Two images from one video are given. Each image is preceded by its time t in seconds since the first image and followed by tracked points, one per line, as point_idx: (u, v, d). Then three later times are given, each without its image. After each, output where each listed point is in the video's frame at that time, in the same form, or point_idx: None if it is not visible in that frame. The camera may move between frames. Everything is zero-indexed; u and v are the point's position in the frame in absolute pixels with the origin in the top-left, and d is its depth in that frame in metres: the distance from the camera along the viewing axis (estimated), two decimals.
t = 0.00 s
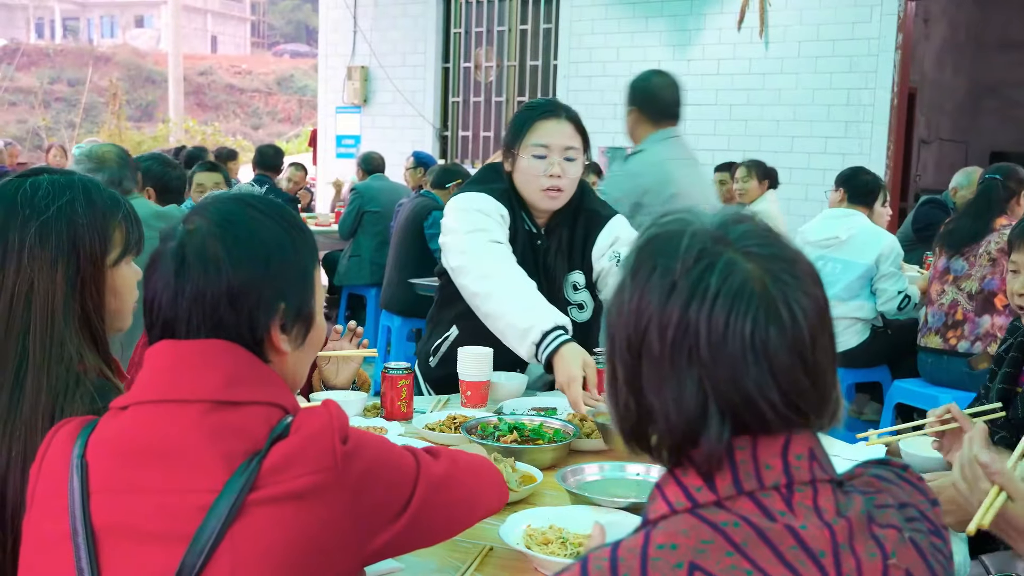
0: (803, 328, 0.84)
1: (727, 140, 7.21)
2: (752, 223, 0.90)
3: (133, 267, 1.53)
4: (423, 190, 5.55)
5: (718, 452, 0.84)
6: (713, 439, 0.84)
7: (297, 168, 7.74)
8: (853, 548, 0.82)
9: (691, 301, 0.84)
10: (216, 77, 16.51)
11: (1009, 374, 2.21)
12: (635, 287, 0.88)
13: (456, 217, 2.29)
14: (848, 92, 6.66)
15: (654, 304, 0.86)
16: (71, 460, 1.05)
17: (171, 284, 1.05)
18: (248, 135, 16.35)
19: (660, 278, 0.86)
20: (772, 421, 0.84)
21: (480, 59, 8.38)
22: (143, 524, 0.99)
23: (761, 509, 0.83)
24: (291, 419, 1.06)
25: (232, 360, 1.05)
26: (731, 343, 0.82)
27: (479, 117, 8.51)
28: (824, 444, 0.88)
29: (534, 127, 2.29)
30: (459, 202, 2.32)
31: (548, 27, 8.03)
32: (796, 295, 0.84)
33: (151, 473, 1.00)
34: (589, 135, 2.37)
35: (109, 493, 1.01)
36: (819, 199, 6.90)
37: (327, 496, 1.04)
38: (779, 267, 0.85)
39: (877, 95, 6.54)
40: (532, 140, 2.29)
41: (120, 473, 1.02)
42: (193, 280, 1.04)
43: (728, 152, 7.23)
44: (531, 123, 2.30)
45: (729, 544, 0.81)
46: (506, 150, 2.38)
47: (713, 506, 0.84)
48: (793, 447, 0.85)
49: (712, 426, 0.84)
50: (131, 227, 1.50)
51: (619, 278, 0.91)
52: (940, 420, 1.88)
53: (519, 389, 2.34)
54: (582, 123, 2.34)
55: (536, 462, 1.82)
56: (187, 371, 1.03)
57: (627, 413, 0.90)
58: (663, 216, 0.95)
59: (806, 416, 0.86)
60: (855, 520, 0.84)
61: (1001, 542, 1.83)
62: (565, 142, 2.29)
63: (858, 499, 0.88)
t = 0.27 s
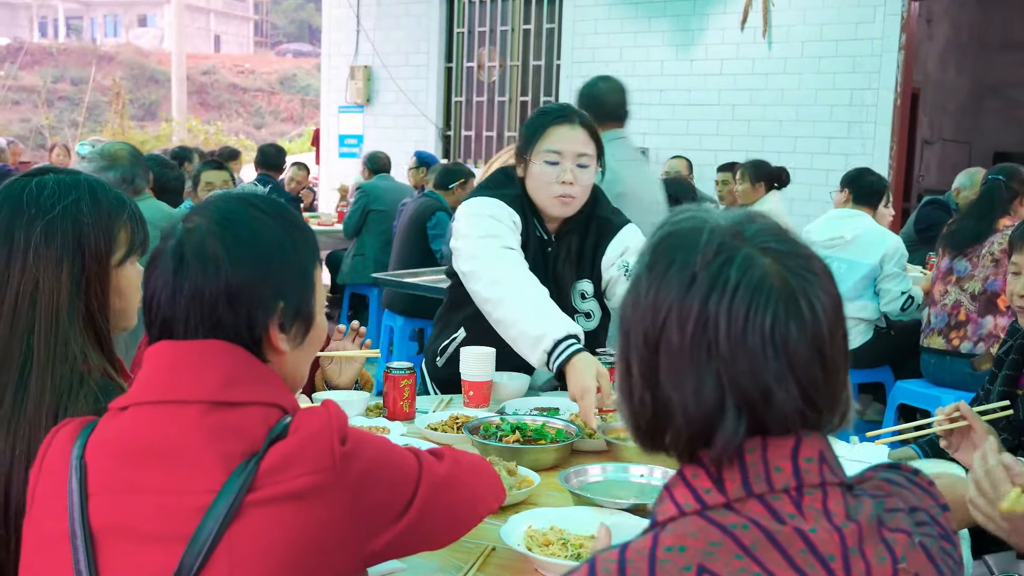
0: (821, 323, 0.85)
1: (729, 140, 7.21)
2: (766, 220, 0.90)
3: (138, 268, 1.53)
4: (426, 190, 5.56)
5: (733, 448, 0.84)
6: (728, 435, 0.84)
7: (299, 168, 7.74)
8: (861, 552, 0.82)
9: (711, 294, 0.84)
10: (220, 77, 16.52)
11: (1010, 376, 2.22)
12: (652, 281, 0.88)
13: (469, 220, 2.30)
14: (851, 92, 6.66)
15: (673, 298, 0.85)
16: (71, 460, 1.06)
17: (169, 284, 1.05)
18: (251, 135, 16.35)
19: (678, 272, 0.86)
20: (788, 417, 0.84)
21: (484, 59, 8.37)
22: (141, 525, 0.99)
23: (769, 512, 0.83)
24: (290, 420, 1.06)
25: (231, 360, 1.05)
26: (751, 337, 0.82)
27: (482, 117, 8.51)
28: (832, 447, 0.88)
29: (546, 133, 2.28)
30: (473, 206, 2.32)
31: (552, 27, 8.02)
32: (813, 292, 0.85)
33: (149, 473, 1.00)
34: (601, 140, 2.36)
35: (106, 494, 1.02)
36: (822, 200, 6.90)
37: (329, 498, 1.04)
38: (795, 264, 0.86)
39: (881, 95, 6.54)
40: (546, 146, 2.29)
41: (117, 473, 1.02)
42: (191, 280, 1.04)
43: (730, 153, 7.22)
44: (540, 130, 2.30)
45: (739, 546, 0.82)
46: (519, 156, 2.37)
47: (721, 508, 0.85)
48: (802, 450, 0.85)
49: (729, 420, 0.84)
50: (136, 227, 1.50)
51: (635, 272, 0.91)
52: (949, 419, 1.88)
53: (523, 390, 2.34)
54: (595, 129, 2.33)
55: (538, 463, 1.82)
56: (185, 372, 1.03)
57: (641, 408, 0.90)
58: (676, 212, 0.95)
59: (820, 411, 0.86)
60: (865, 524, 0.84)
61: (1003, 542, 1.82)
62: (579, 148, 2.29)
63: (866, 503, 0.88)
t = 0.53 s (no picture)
0: (830, 322, 0.84)
1: (731, 139, 7.20)
2: (778, 217, 0.90)
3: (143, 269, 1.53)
4: (427, 190, 5.56)
5: (739, 445, 0.84)
6: (733, 433, 0.84)
7: (300, 169, 7.75)
8: (871, 553, 0.82)
9: (717, 292, 0.84)
10: (221, 77, 16.53)
11: (1006, 376, 2.21)
12: (659, 278, 0.88)
13: (477, 221, 2.29)
14: (853, 91, 6.66)
15: (680, 296, 0.85)
16: (66, 462, 1.05)
17: (158, 285, 1.05)
18: (253, 135, 16.35)
19: (685, 270, 0.86)
20: (795, 416, 0.84)
21: (485, 58, 8.36)
22: (137, 527, 0.99)
23: (777, 513, 0.83)
24: (285, 421, 1.06)
25: (224, 361, 1.04)
26: (756, 336, 0.82)
27: (483, 116, 8.51)
28: (842, 446, 0.87)
29: (554, 138, 2.27)
30: (480, 209, 2.31)
31: (553, 26, 8.02)
32: (822, 290, 0.84)
33: (142, 475, 1.00)
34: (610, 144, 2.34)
35: (101, 496, 1.02)
36: (823, 198, 6.89)
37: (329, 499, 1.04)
38: (803, 261, 0.85)
39: (882, 94, 6.53)
40: (552, 150, 2.28)
41: (112, 475, 1.02)
42: (179, 280, 1.03)
43: (732, 151, 7.22)
44: (556, 143, 2.29)
45: (746, 546, 0.82)
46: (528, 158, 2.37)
47: (727, 509, 0.85)
48: (811, 449, 0.85)
49: (734, 419, 0.84)
50: (142, 227, 1.50)
51: (643, 269, 0.91)
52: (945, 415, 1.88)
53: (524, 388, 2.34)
54: (604, 133, 2.31)
55: (539, 462, 1.81)
56: (178, 373, 1.03)
57: (648, 405, 0.90)
58: (687, 208, 0.95)
59: (829, 411, 0.85)
60: (874, 525, 0.84)
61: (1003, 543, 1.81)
62: (586, 153, 2.28)
63: (876, 502, 0.87)
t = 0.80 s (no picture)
0: (838, 323, 0.84)
1: (731, 139, 7.20)
2: (786, 218, 0.90)
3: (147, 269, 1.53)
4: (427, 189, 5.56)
5: (745, 447, 0.84)
6: (739, 434, 0.84)
7: (300, 168, 7.76)
8: (876, 560, 0.82)
9: (725, 292, 0.84)
10: (221, 77, 16.53)
11: (1001, 376, 2.20)
12: (665, 278, 0.88)
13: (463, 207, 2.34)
14: (852, 90, 6.66)
15: (686, 295, 0.85)
16: (66, 462, 1.06)
17: (157, 284, 1.05)
18: (253, 135, 16.35)
19: (692, 269, 0.86)
20: (801, 418, 0.84)
21: (485, 57, 8.35)
22: (135, 527, 1.00)
23: (782, 517, 0.83)
24: (284, 423, 1.06)
25: (223, 361, 1.05)
26: (763, 337, 0.82)
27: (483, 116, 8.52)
28: (850, 451, 0.87)
29: (556, 139, 2.28)
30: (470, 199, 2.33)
31: (553, 26, 8.02)
32: (831, 291, 0.84)
33: (142, 476, 1.01)
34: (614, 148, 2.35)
35: (100, 498, 1.02)
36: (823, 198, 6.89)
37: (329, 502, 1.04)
38: (810, 262, 0.86)
39: (882, 94, 6.54)
40: (553, 150, 2.29)
41: (111, 477, 1.02)
42: (178, 280, 1.03)
43: (732, 151, 7.22)
44: (556, 136, 2.29)
45: (749, 552, 0.82)
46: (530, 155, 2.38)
47: (732, 514, 0.85)
48: (817, 454, 0.85)
49: (740, 420, 0.84)
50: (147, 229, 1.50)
51: (649, 269, 0.91)
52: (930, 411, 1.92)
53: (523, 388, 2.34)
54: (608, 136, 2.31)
55: (538, 462, 1.81)
56: (177, 374, 1.04)
57: (654, 405, 0.90)
58: (693, 208, 0.95)
59: (835, 413, 0.85)
60: (881, 531, 0.84)
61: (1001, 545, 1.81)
62: (588, 155, 2.28)
63: (885, 508, 0.87)
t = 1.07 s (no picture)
0: (849, 322, 0.84)
1: (729, 137, 7.20)
2: (794, 216, 0.90)
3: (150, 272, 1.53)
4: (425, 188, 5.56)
5: (755, 448, 0.84)
6: (750, 434, 0.83)
7: (299, 168, 7.77)
8: (881, 567, 0.83)
9: (736, 291, 0.84)
10: (220, 77, 16.52)
11: (997, 374, 2.20)
12: (675, 277, 0.87)
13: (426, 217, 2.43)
14: (850, 89, 6.66)
15: (697, 294, 0.85)
16: (65, 462, 1.06)
17: (159, 285, 1.05)
18: (251, 135, 16.34)
19: (702, 267, 0.86)
20: (811, 418, 0.84)
21: (483, 57, 8.35)
22: (135, 527, 1.00)
23: (789, 521, 0.83)
24: (284, 424, 1.06)
25: (222, 360, 1.05)
26: (774, 337, 0.82)
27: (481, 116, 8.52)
28: (859, 455, 0.87)
29: (544, 139, 2.34)
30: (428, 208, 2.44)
31: (551, 25, 8.02)
32: (841, 290, 0.85)
33: (142, 477, 1.01)
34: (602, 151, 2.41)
35: (99, 498, 1.02)
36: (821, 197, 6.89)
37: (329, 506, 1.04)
38: (820, 261, 0.86)
39: (881, 93, 6.54)
40: (541, 152, 2.35)
41: (111, 477, 1.02)
42: (180, 279, 1.03)
43: (730, 150, 7.21)
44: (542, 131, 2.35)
45: (753, 557, 0.82)
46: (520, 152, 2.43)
47: (743, 516, 0.85)
48: (827, 458, 0.85)
49: (750, 421, 0.83)
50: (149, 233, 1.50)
51: (658, 269, 0.90)
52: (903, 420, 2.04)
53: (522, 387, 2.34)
54: (597, 138, 2.36)
55: (536, 462, 1.81)
56: (178, 374, 1.04)
57: (662, 406, 0.89)
58: (699, 208, 0.95)
59: (846, 414, 0.86)
60: (888, 537, 0.84)
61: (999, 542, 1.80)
62: (574, 160, 2.35)
63: (896, 514, 0.87)
